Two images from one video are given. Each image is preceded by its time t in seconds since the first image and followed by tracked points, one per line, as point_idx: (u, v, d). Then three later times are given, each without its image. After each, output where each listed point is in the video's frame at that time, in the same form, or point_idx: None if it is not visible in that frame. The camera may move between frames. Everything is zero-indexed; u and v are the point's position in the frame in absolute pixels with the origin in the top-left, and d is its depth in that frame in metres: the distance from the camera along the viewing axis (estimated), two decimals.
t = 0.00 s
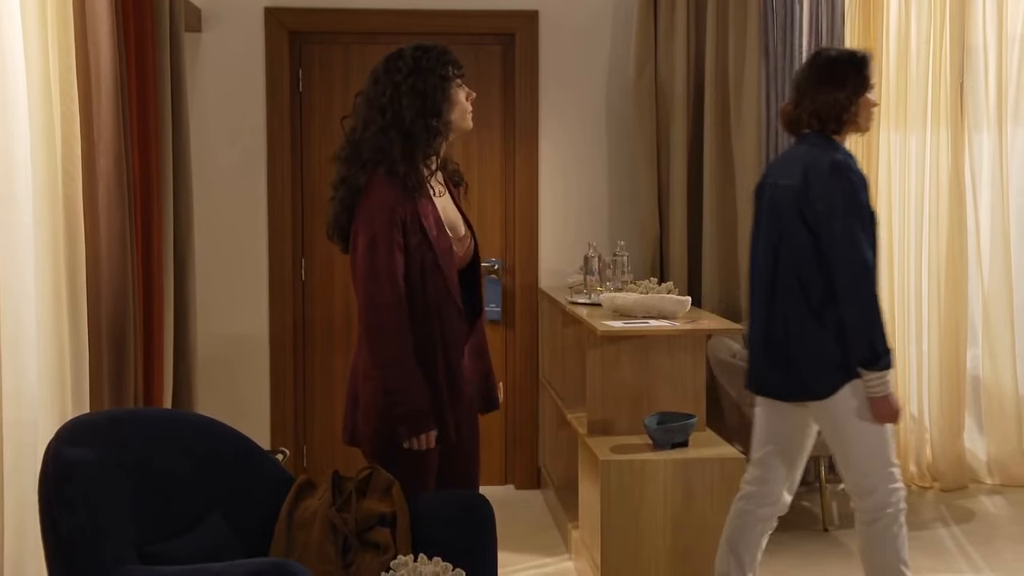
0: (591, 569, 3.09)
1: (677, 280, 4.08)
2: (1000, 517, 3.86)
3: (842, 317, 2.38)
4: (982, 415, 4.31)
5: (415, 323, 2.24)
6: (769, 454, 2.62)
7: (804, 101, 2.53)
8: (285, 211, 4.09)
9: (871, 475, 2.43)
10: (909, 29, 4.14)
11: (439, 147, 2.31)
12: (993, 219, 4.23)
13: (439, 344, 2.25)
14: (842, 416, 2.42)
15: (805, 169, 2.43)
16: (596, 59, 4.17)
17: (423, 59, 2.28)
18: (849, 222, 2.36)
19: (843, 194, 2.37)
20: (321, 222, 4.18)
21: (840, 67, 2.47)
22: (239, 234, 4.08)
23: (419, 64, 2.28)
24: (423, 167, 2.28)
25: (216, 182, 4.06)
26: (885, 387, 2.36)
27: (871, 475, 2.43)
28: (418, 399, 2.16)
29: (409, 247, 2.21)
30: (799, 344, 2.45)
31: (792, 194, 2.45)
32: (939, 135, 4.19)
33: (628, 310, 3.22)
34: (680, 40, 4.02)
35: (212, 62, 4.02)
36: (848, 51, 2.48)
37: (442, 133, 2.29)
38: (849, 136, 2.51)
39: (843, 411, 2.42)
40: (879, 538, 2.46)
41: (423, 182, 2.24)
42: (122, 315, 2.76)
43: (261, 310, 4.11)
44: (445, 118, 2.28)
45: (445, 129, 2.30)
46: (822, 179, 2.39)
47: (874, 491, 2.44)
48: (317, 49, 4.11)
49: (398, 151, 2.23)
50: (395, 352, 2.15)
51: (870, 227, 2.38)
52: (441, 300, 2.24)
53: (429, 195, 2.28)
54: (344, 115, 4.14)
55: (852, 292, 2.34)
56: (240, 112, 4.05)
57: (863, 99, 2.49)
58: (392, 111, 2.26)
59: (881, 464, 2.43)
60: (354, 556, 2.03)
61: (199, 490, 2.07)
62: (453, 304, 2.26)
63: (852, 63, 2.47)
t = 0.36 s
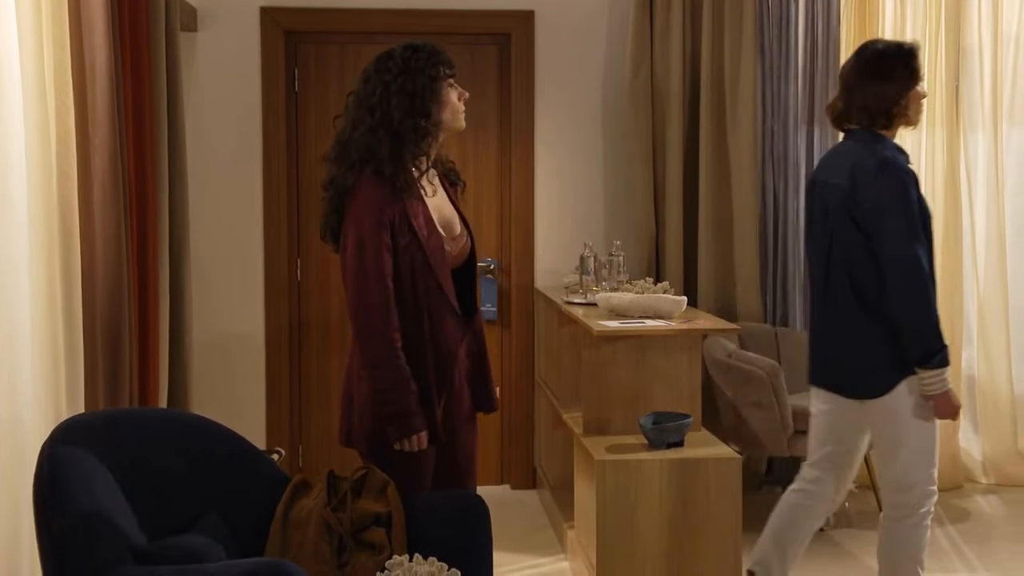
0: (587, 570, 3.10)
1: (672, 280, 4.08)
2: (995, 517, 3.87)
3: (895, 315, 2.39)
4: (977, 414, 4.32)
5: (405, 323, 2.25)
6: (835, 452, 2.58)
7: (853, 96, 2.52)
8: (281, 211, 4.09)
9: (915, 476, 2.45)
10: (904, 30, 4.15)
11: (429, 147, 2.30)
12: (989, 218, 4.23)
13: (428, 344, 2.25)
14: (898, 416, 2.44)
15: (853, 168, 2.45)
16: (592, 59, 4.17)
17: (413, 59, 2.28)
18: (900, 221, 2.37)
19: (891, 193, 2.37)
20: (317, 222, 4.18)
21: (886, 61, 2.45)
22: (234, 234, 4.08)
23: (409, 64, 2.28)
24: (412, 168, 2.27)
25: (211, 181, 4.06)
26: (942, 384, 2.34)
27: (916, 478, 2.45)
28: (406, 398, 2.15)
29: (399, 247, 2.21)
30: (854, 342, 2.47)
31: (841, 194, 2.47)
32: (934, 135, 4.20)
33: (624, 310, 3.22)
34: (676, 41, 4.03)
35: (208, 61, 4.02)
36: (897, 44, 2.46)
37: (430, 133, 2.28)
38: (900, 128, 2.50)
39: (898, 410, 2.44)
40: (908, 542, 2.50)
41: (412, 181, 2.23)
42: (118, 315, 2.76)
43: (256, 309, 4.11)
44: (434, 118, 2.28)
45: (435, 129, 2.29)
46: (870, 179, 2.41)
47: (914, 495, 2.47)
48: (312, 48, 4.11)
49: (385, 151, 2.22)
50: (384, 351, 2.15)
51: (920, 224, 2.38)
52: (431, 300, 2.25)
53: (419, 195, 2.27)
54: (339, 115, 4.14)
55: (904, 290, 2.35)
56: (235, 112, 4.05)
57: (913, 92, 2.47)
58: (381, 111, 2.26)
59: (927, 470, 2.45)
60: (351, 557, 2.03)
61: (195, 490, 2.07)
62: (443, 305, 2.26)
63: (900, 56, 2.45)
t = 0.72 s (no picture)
0: (568, 569, 3.10)
1: (653, 280, 4.09)
2: (974, 515, 3.89)
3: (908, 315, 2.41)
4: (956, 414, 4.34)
5: (383, 325, 2.24)
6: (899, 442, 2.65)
7: (866, 96, 2.53)
8: (262, 210, 4.07)
9: (915, 479, 2.47)
10: (884, 30, 4.17)
11: (410, 147, 2.30)
12: (968, 218, 4.25)
13: (406, 346, 2.24)
14: (902, 417, 2.44)
15: (872, 167, 2.46)
16: (573, 59, 4.18)
17: (393, 58, 2.29)
18: (921, 220, 2.38)
19: (912, 193, 2.39)
20: (298, 222, 4.16)
21: (901, 62, 2.47)
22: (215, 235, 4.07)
23: (389, 63, 2.28)
24: (392, 167, 2.26)
25: (191, 181, 4.04)
26: (948, 385, 2.39)
27: (917, 479, 2.48)
28: (382, 399, 2.15)
29: (377, 247, 2.21)
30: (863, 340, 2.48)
31: (859, 191, 2.47)
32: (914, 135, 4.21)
33: (605, 310, 3.23)
34: (657, 41, 4.04)
35: (188, 60, 4.00)
36: (912, 44, 2.47)
37: (411, 133, 2.28)
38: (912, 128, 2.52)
39: (900, 412, 2.44)
40: (901, 544, 2.52)
41: (393, 180, 2.22)
42: (97, 315, 2.75)
43: (236, 309, 4.10)
44: (413, 118, 2.28)
45: (416, 129, 2.29)
46: (890, 178, 2.42)
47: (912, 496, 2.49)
48: (293, 48, 4.09)
49: (364, 150, 2.22)
50: (361, 352, 2.15)
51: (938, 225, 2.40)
52: (409, 301, 2.24)
53: (399, 194, 2.27)
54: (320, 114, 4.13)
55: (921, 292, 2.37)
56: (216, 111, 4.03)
57: (926, 93, 2.49)
58: (360, 111, 2.26)
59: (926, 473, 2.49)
60: (331, 557, 2.04)
61: (173, 490, 2.05)
62: (422, 306, 2.25)
63: (915, 58, 2.46)
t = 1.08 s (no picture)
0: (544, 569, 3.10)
1: (630, 279, 4.09)
2: (947, 513, 3.92)
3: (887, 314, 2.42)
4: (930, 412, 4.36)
5: (365, 327, 2.23)
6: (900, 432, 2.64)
7: (861, 95, 2.53)
8: (237, 210, 4.06)
9: (889, 479, 2.50)
10: (857, 32, 4.19)
11: (391, 149, 2.29)
12: (941, 219, 4.28)
13: (387, 349, 2.23)
14: (879, 417, 2.47)
15: (858, 165, 2.46)
16: (550, 59, 4.18)
17: (371, 59, 2.27)
18: (904, 221, 2.39)
19: (897, 193, 2.40)
20: (273, 222, 4.15)
21: (896, 63, 2.47)
22: (190, 235, 4.05)
23: (368, 64, 2.27)
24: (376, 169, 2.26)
25: (166, 180, 4.02)
26: (921, 387, 2.41)
27: (892, 479, 2.50)
28: (365, 402, 2.14)
29: (360, 250, 2.20)
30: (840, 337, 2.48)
31: (843, 189, 2.47)
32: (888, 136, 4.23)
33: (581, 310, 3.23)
34: (632, 42, 4.05)
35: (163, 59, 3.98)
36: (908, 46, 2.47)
37: (393, 134, 2.27)
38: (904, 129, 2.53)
39: (876, 411, 2.47)
40: (875, 544, 2.54)
41: (375, 182, 2.23)
42: (70, 315, 2.74)
43: (211, 309, 4.08)
44: (394, 118, 2.27)
45: (397, 131, 2.28)
46: (876, 177, 2.43)
47: (887, 496, 2.51)
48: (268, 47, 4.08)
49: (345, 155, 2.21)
50: (344, 355, 2.14)
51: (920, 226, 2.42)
52: (390, 302, 2.24)
53: (382, 197, 2.26)
54: (296, 114, 4.11)
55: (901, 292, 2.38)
56: (191, 110, 4.01)
57: (920, 95, 2.50)
58: (341, 117, 2.24)
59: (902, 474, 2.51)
60: (305, 559, 2.04)
61: (146, 492, 2.04)
62: (404, 308, 2.26)
63: (910, 58, 2.47)
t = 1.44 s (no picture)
0: (523, 568, 3.10)
1: (609, 279, 4.10)
2: (925, 511, 3.94)
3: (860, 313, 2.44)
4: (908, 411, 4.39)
5: (343, 329, 2.22)
6: (896, 430, 2.60)
7: (845, 91, 2.56)
8: (215, 210, 4.04)
9: (874, 480, 2.51)
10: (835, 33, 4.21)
11: (373, 149, 2.29)
12: (919, 218, 4.31)
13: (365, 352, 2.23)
14: (861, 414, 2.49)
15: (834, 168, 2.50)
16: (530, 59, 4.18)
17: (354, 59, 2.27)
18: (874, 219, 2.41)
19: (867, 192, 2.42)
20: (252, 221, 4.14)
21: (885, 63, 2.50)
22: (168, 235, 4.03)
23: (351, 64, 2.26)
24: (358, 170, 2.26)
25: (144, 179, 4.01)
26: (897, 385, 2.40)
27: (877, 481, 2.51)
28: (340, 405, 2.14)
29: (340, 252, 2.20)
30: (818, 337, 2.53)
31: (819, 192, 2.52)
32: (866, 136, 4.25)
33: (560, 310, 3.24)
34: (612, 42, 4.06)
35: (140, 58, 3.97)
36: (892, 48, 2.50)
37: (376, 135, 2.27)
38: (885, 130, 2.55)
39: (855, 411, 2.50)
40: (856, 545, 2.56)
41: (356, 184, 2.22)
42: (46, 315, 2.73)
43: (190, 309, 4.07)
44: (378, 119, 2.26)
45: (380, 131, 2.28)
46: (848, 178, 2.46)
47: (871, 498, 2.52)
48: (247, 46, 4.06)
49: (326, 156, 2.21)
50: (319, 358, 2.14)
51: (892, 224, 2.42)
52: (368, 306, 2.23)
53: (364, 200, 2.26)
54: (275, 113, 4.10)
55: (871, 292, 2.40)
56: (170, 109, 4.00)
57: (903, 97, 2.52)
58: (322, 115, 2.25)
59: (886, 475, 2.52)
60: (286, 560, 2.02)
61: (122, 491, 2.03)
62: (382, 311, 2.24)
63: (898, 61, 2.49)
